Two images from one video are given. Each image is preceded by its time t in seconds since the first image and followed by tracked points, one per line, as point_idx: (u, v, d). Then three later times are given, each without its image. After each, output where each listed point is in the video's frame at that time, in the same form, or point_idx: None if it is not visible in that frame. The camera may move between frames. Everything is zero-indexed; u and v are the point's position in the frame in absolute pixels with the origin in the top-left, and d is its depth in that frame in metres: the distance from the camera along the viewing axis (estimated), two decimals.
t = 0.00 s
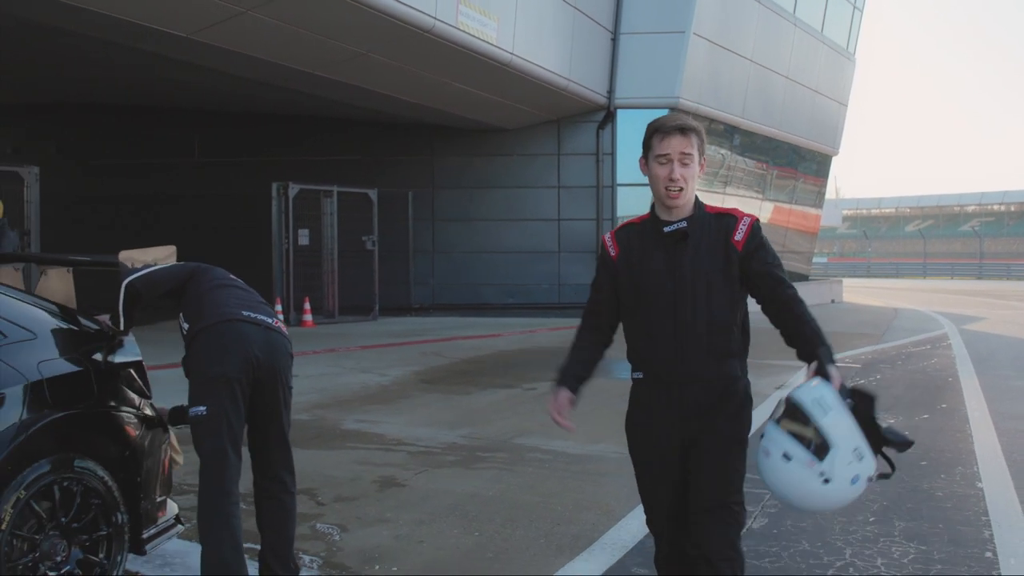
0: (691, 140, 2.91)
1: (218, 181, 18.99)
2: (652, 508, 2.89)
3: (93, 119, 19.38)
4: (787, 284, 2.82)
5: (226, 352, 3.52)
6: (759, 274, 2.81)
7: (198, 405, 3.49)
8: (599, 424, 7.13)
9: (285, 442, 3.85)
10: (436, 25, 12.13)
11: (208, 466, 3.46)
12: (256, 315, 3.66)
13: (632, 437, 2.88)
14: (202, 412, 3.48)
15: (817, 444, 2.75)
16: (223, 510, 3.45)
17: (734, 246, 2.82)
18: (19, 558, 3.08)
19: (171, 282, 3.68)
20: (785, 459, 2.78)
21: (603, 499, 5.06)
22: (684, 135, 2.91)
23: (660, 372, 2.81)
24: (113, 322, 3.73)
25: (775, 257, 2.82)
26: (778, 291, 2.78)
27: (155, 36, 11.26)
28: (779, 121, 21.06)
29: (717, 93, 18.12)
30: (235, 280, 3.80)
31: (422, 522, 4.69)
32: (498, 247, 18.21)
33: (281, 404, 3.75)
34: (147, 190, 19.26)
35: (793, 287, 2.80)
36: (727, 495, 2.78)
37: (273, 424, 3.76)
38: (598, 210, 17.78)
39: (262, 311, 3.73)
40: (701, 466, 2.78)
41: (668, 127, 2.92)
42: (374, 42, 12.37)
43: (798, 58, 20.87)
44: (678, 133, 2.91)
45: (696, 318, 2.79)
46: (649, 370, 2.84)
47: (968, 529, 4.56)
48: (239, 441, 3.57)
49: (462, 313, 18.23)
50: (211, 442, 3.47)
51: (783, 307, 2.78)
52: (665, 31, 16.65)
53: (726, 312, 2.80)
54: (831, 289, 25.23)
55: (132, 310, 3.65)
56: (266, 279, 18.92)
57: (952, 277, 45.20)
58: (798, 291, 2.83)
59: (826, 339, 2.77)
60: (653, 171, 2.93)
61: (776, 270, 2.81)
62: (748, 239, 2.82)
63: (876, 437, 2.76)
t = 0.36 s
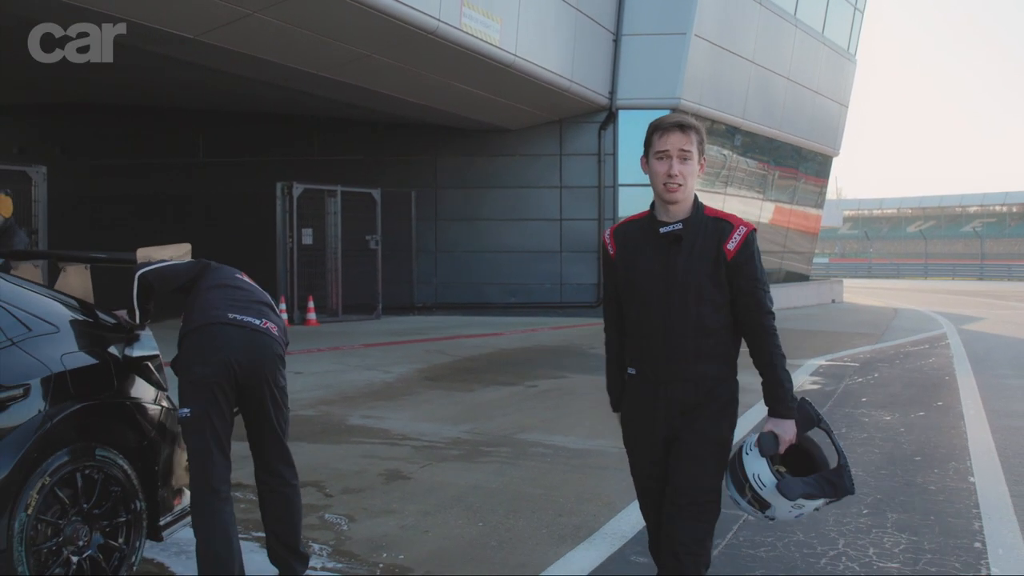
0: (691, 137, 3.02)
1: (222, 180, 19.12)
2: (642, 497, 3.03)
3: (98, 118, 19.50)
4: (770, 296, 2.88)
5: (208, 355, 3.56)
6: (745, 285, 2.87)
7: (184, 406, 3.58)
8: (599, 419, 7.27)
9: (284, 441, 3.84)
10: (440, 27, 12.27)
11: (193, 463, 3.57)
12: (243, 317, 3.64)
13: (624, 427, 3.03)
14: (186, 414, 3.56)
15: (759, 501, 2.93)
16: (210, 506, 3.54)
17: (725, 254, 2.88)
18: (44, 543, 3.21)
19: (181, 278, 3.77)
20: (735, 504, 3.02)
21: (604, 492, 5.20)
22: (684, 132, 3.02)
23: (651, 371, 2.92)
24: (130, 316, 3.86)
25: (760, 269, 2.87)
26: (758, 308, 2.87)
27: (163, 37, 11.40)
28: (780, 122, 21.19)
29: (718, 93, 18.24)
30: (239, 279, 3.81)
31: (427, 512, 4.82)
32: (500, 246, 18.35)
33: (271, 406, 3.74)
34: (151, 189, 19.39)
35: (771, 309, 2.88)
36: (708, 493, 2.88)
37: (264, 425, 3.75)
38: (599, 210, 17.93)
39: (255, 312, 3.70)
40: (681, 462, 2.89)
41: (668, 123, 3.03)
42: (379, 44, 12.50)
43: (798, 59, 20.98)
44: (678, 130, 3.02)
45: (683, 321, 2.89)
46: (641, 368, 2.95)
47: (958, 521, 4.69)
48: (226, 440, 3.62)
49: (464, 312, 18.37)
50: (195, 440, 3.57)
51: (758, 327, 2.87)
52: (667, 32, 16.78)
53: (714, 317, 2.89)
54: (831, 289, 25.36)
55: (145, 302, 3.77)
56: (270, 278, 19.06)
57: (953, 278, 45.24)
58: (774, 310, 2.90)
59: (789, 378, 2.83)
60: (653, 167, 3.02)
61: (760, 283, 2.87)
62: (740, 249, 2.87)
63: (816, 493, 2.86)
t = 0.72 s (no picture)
0: (680, 149, 3.05)
1: (224, 181, 19.25)
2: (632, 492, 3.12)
3: (101, 119, 19.64)
4: (761, 304, 2.96)
5: (210, 356, 3.54)
6: (737, 294, 2.95)
7: (190, 406, 3.55)
8: (598, 417, 7.40)
9: (290, 440, 3.83)
10: (441, 30, 12.39)
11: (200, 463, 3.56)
12: (245, 318, 3.64)
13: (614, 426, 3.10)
14: (192, 414, 3.54)
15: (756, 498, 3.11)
16: (223, 502, 3.51)
17: (718, 263, 2.95)
18: (64, 533, 3.34)
19: (189, 278, 3.80)
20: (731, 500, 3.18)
21: (603, 487, 5.33)
22: (673, 144, 3.05)
23: (638, 374, 3.00)
24: (143, 315, 3.94)
25: (753, 278, 2.95)
26: (753, 315, 2.95)
27: (167, 40, 11.54)
28: (779, 123, 21.31)
29: (717, 95, 18.36)
30: (244, 282, 3.81)
31: (431, 506, 4.95)
32: (500, 247, 18.49)
33: (275, 406, 3.71)
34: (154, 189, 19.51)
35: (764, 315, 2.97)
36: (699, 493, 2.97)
37: (269, 424, 3.72)
38: (598, 211, 18.07)
39: (257, 314, 3.70)
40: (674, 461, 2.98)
41: (655, 136, 3.06)
42: (380, 47, 12.63)
43: (797, 61, 21.11)
44: (666, 142, 3.05)
45: (673, 327, 2.95)
46: (628, 370, 3.03)
47: (948, 515, 4.81)
48: (232, 440, 3.61)
49: (465, 312, 18.51)
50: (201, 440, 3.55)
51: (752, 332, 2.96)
52: (666, 35, 16.91)
53: (704, 325, 2.95)
54: (830, 289, 25.50)
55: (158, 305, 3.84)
56: (271, 278, 19.20)
57: (952, 278, 45.34)
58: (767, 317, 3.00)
59: (785, 381, 2.96)
60: (643, 180, 3.06)
61: (753, 293, 2.95)
62: (734, 259, 2.94)
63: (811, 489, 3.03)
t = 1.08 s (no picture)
0: (687, 143, 3.05)
1: (226, 181, 19.37)
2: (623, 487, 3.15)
3: (104, 120, 19.75)
4: (757, 304, 2.94)
5: (224, 359, 3.63)
6: (731, 291, 2.93)
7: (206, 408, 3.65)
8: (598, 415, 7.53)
9: (304, 438, 3.90)
10: (443, 32, 12.52)
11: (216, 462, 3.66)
12: (258, 320, 3.72)
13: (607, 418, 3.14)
14: (208, 417, 3.64)
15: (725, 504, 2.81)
16: (237, 501, 3.62)
17: (714, 260, 2.94)
18: (84, 522, 3.46)
19: (197, 277, 3.89)
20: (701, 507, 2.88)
21: (604, 482, 5.45)
22: (681, 138, 3.05)
23: (631, 367, 3.03)
24: (157, 310, 4.06)
25: (748, 276, 2.92)
26: (742, 314, 2.92)
27: (173, 43, 11.67)
28: (777, 124, 21.44)
29: (715, 97, 18.48)
30: (257, 284, 3.90)
31: (436, 500, 5.07)
32: (500, 247, 18.63)
33: (288, 407, 3.79)
34: (156, 189, 19.63)
35: (757, 316, 2.93)
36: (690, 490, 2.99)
37: (284, 426, 3.80)
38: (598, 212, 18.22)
39: (270, 316, 3.79)
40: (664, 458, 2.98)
41: (664, 129, 3.06)
42: (382, 49, 12.75)
43: (796, 62, 21.25)
44: (674, 136, 3.04)
45: (667, 322, 2.96)
46: (622, 361, 3.07)
47: (941, 509, 4.93)
48: (247, 441, 3.70)
49: (465, 312, 18.64)
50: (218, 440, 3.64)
51: (738, 330, 2.93)
52: (666, 37, 17.04)
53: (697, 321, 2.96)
54: (829, 290, 25.65)
55: (172, 299, 3.98)
56: (273, 278, 19.33)
57: (950, 279, 45.47)
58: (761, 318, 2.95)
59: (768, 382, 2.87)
60: (649, 172, 3.06)
61: (747, 292, 2.92)
62: (730, 256, 2.93)
63: (785, 499, 2.77)
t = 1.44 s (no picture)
0: (708, 139, 3.12)
1: (229, 182, 19.50)
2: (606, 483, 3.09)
3: (107, 121, 19.88)
4: (763, 303, 2.98)
5: (246, 364, 3.72)
6: (739, 288, 2.97)
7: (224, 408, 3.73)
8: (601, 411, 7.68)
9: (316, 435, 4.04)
10: (447, 35, 12.66)
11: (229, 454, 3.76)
12: (279, 327, 3.83)
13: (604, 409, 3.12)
14: (224, 417, 3.71)
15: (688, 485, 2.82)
16: (251, 493, 3.71)
17: (725, 256, 2.99)
18: (111, 511, 3.61)
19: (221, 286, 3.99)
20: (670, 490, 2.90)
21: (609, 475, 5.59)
22: (702, 134, 3.12)
23: (638, 357, 3.04)
24: (179, 308, 4.20)
25: (757, 275, 2.97)
26: (747, 311, 2.96)
27: (179, 45, 11.81)
28: (777, 124, 21.57)
29: (715, 98, 18.62)
30: (277, 295, 4.01)
31: (446, 493, 5.21)
32: (502, 247, 18.76)
33: (303, 412, 3.91)
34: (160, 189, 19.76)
35: (760, 314, 2.96)
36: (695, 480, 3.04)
37: (300, 426, 3.94)
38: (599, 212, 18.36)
39: (288, 324, 3.89)
40: (666, 449, 3.00)
41: (686, 124, 3.13)
42: (387, 51, 12.89)
43: (795, 63, 21.38)
44: (696, 131, 3.12)
45: (676, 314, 2.98)
46: (629, 353, 3.07)
47: (937, 501, 5.06)
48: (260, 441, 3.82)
49: (467, 311, 18.78)
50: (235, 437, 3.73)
51: (741, 327, 2.96)
52: (666, 38, 17.17)
53: (706, 315, 2.98)
54: (828, 290, 25.80)
55: (195, 298, 4.10)
56: (277, 278, 19.46)
57: (949, 278, 45.60)
58: (764, 316, 2.97)
59: (754, 383, 2.88)
60: (670, 165, 3.13)
61: (755, 290, 2.97)
62: (741, 253, 2.98)
63: (738, 479, 2.74)
